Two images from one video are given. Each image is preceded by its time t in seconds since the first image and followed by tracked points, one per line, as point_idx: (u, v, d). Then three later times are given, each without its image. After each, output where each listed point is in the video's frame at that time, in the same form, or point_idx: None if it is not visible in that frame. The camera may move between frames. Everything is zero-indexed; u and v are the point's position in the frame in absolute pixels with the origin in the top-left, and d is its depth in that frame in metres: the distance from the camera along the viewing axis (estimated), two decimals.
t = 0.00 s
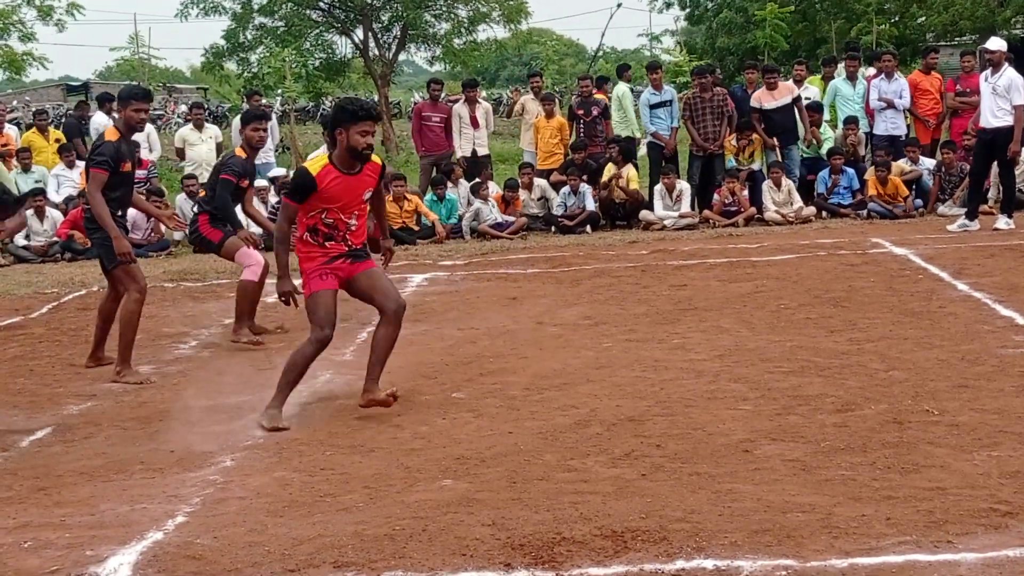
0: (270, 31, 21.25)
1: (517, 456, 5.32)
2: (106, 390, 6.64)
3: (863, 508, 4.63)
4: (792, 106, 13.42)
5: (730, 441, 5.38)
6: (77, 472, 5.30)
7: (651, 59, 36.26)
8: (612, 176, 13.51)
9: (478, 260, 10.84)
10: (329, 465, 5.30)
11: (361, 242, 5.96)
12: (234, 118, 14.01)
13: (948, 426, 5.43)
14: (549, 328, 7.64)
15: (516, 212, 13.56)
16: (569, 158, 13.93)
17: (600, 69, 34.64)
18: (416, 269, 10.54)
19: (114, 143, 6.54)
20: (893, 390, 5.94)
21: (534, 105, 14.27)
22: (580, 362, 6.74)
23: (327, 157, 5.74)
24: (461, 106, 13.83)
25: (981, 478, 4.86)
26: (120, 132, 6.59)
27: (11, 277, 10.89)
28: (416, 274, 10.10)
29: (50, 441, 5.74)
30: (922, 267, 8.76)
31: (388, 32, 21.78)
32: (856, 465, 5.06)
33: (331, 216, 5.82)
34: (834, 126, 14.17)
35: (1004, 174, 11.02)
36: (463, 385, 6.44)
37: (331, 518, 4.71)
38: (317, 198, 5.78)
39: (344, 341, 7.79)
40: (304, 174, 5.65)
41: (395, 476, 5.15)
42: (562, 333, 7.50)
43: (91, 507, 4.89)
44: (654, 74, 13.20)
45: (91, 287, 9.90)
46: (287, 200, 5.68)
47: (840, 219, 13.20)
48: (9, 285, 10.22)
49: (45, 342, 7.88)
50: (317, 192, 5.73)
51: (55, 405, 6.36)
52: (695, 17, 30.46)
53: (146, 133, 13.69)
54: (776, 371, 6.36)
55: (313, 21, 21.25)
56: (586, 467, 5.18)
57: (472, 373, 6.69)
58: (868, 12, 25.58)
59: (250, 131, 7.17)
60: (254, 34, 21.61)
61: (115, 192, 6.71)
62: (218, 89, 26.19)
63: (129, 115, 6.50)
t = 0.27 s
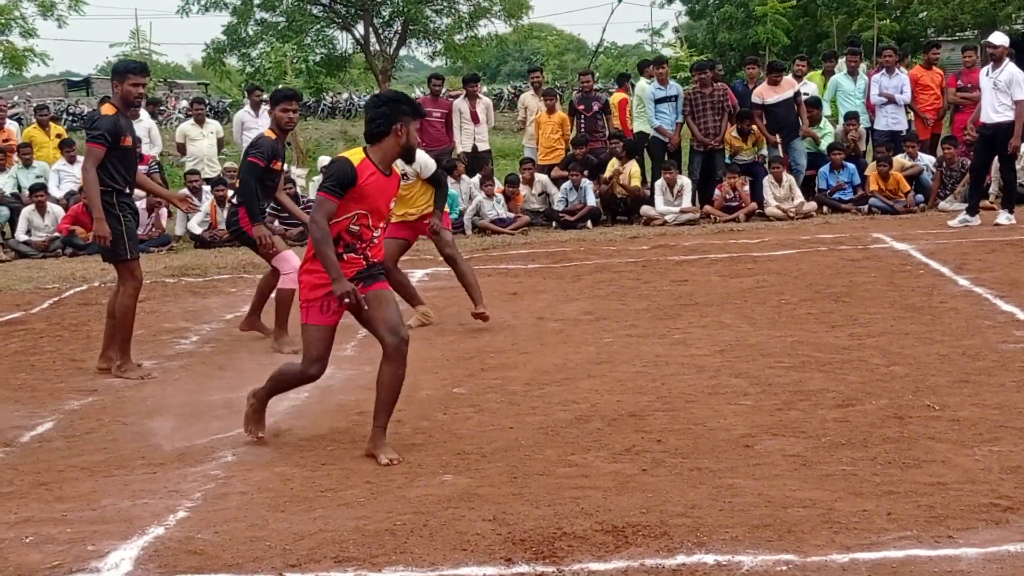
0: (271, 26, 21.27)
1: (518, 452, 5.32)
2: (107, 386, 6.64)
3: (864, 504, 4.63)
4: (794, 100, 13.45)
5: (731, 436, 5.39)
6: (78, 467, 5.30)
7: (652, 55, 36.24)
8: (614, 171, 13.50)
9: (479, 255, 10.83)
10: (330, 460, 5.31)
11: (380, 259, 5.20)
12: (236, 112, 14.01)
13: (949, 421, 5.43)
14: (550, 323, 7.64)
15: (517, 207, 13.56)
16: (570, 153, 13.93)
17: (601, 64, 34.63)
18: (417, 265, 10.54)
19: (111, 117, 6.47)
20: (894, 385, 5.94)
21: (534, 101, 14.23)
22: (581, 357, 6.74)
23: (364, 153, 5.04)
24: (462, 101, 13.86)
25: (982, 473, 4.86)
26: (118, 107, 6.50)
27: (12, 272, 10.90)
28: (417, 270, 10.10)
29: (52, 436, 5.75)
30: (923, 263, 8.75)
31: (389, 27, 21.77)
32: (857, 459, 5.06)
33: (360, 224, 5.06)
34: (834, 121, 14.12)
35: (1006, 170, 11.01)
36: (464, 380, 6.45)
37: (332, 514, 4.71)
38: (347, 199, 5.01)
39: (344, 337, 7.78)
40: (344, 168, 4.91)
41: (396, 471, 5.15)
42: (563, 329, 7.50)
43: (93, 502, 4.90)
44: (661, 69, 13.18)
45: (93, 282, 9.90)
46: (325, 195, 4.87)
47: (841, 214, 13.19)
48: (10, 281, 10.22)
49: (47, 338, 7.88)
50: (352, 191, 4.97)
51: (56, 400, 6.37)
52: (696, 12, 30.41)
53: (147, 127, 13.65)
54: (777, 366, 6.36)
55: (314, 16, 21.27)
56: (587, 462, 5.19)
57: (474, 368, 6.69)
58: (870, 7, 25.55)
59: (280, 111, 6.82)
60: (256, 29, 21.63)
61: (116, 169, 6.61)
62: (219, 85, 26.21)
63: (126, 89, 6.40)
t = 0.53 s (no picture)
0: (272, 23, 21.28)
1: (517, 449, 5.32)
2: (107, 383, 6.64)
3: (864, 501, 4.63)
4: (801, 99, 13.38)
5: (731, 433, 5.39)
6: (78, 464, 5.31)
7: (654, 52, 36.22)
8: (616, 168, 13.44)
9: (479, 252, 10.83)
10: (330, 457, 5.31)
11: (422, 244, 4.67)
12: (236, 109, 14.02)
13: (949, 418, 5.43)
14: (550, 320, 7.63)
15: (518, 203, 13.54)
16: (571, 151, 13.94)
17: (603, 61, 34.63)
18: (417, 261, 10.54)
19: (104, 120, 6.49)
20: (894, 383, 5.94)
21: (534, 98, 14.19)
22: (581, 354, 6.74)
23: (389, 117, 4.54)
24: (463, 98, 13.84)
25: (982, 470, 4.86)
26: (115, 108, 6.52)
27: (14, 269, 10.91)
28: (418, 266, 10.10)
29: (52, 432, 5.75)
30: (923, 259, 8.75)
31: (390, 24, 21.75)
32: (857, 457, 5.06)
33: (397, 196, 4.53)
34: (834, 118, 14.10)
35: (1007, 167, 11.00)
36: (464, 377, 6.45)
37: (332, 511, 4.72)
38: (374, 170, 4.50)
39: (344, 334, 7.78)
40: (368, 126, 4.42)
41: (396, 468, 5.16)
42: (563, 325, 7.50)
43: (93, 498, 4.90)
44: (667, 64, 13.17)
45: (94, 279, 9.91)
46: (340, 155, 4.40)
47: (842, 211, 13.20)
48: (11, 278, 10.23)
49: (47, 334, 7.88)
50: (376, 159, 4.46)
51: (56, 397, 6.37)
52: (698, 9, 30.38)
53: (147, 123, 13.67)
54: (777, 363, 6.36)
55: (315, 13, 21.24)
56: (588, 459, 5.19)
57: (474, 365, 6.68)
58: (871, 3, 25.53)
59: (304, 111, 6.76)
60: (257, 26, 21.63)
61: (111, 172, 6.60)
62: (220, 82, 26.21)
63: (122, 92, 6.41)
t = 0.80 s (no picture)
0: (272, 22, 21.26)
1: (517, 449, 5.32)
2: (108, 382, 6.65)
3: (864, 501, 4.63)
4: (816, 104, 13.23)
5: (731, 432, 5.39)
6: (79, 464, 5.31)
7: (654, 51, 36.21)
8: (617, 168, 13.49)
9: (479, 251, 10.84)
10: (330, 457, 5.31)
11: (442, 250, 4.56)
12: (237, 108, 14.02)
13: (949, 418, 5.43)
14: (550, 320, 7.63)
15: (518, 203, 13.53)
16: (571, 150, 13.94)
17: (603, 60, 34.63)
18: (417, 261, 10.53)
19: (113, 120, 6.42)
20: (894, 382, 5.94)
21: (536, 98, 14.21)
22: (582, 354, 6.74)
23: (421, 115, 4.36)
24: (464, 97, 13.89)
25: (982, 470, 4.85)
26: (122, 107, 6.47)
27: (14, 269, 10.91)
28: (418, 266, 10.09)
29: (52, 432, 5.75)
30: (923, 259, 8.74)
31: (390, 23, 21.72)
32: (857, 457, 5.06)
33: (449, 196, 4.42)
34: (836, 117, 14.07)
35: (1008, 166, 10.99)
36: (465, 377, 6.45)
37: (332, 511, 4.72)
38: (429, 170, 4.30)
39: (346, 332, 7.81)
40: (433, 124, 4.23)
41: (396, 468, 5.16)
42: (563, 324, 7.50)
43: (93, 498, 4.90)
44: (669, 64, 13.30)
45: (94, 278, 9.90)
46: (418, 151, 4.15)
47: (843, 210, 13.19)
48: (12, 277, 10.23)
49: (47, 334, 7.88)
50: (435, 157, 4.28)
51: (56, 397, 6.37)
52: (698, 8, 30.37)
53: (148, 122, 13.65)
54: (777, 363, 6.36)
55: (315, 11, 21.22)
56: (588, 458, 5.19)
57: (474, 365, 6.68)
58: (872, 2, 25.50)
59: (334, 100, 6.46)
60: (257, 25, 21.63)
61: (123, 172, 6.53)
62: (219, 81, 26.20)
63: (128, 89, 6.37)
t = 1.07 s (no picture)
0: (272, 21, 21.29)
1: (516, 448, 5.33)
2: (107, 382, 6.64)
3: (863, 501, 4.63)
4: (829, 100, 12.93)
5: (731, 432, 5.39)
6: (78, 464, 5.31)
7: (653, 50, 36.21)
8: (616, 168, 13.48)
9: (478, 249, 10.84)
10: (329, 457, 5.31)
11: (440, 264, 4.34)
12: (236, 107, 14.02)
13: (949, 417, 5.43)
14: (550, 319, 7.62)
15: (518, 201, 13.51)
16: (571, 149, 13.93)
17: (603, 59, 34.63)
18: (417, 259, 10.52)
19: (121, 118, 6.39)
20: (894, 382, 5.94)
21: (535, 98, 14.21)
22: (581, 353, 6.74)
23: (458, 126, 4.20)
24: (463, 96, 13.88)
25: (982, 470, 4.86)
26: (130, 104, 6.45)
27: (14, 267, 10.90)
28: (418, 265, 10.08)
29: (51, 432, 5.75)
30: (923, 258, 8.74)
31: (390, 22, 21.69)
32: (856, 456, 5.06)
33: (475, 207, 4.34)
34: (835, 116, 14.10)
35: (1008, 165, 10.98)
36: (464, 377, 6.44)
37: (331, 510, 4.72)
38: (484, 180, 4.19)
39: (345, 332, 7.81)
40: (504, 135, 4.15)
41: (396, 467, 5.16)
42: (563, 323, 7.49)
43: (92, 498, 4.90)
44: (670, 63, 13.33)
45: (93, 278, 9.90)
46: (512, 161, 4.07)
47: (843, 209, 13.18)
48: (11, 276, 10.22)
49: (47, 334, 7.87)
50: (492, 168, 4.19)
51: (56, 396, 6.36)
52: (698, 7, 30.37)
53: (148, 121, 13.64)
54: (777, 363, 6.36)
55: (315, 11, 21.23)
56: (587, 458, 5.19)
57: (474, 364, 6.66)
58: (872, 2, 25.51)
59: (369, 88, 6.01)
60: (257, 24, 21.63)
61: (130, 169, 6.50)
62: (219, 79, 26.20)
63: (136, 86, 6.38)
